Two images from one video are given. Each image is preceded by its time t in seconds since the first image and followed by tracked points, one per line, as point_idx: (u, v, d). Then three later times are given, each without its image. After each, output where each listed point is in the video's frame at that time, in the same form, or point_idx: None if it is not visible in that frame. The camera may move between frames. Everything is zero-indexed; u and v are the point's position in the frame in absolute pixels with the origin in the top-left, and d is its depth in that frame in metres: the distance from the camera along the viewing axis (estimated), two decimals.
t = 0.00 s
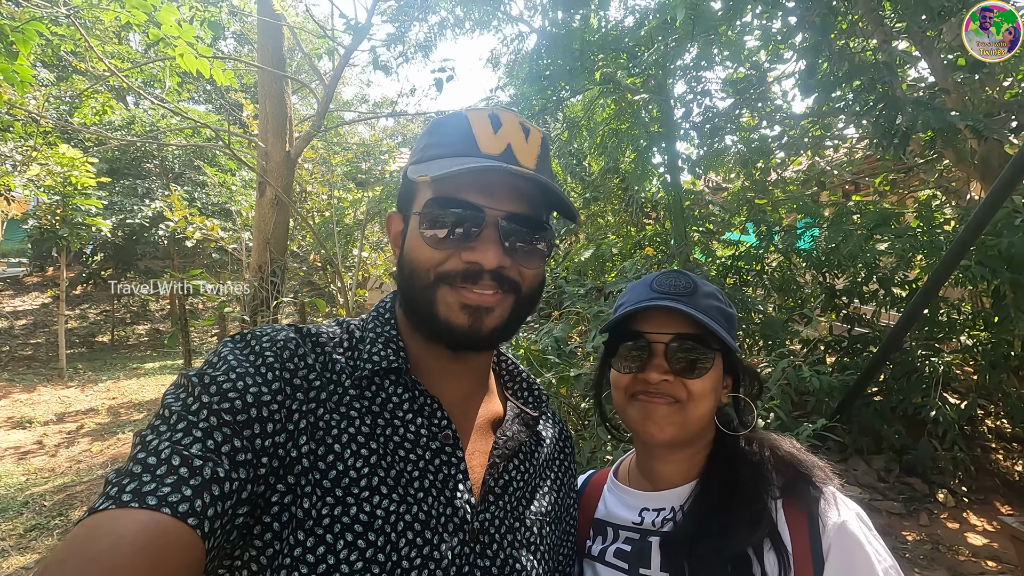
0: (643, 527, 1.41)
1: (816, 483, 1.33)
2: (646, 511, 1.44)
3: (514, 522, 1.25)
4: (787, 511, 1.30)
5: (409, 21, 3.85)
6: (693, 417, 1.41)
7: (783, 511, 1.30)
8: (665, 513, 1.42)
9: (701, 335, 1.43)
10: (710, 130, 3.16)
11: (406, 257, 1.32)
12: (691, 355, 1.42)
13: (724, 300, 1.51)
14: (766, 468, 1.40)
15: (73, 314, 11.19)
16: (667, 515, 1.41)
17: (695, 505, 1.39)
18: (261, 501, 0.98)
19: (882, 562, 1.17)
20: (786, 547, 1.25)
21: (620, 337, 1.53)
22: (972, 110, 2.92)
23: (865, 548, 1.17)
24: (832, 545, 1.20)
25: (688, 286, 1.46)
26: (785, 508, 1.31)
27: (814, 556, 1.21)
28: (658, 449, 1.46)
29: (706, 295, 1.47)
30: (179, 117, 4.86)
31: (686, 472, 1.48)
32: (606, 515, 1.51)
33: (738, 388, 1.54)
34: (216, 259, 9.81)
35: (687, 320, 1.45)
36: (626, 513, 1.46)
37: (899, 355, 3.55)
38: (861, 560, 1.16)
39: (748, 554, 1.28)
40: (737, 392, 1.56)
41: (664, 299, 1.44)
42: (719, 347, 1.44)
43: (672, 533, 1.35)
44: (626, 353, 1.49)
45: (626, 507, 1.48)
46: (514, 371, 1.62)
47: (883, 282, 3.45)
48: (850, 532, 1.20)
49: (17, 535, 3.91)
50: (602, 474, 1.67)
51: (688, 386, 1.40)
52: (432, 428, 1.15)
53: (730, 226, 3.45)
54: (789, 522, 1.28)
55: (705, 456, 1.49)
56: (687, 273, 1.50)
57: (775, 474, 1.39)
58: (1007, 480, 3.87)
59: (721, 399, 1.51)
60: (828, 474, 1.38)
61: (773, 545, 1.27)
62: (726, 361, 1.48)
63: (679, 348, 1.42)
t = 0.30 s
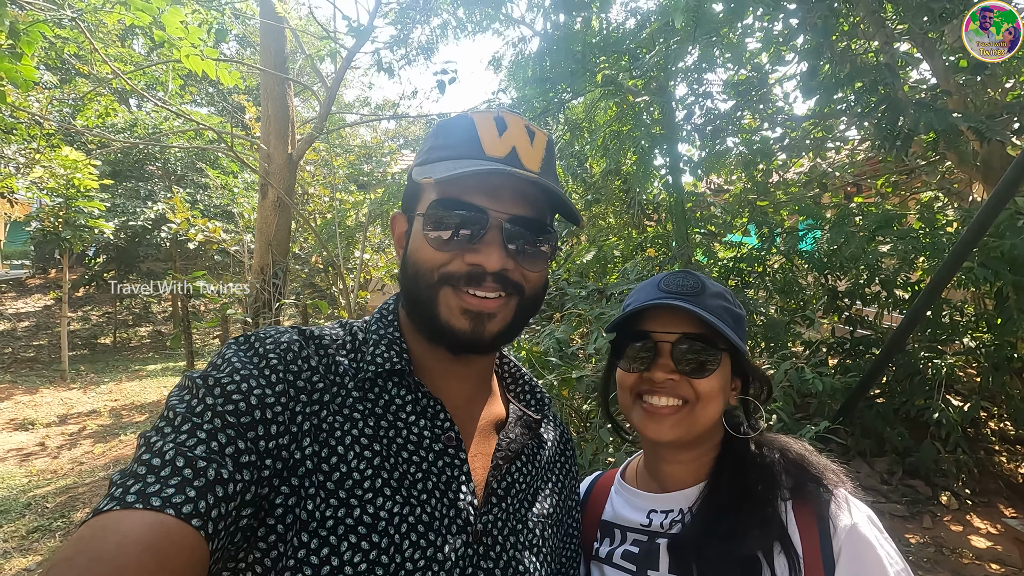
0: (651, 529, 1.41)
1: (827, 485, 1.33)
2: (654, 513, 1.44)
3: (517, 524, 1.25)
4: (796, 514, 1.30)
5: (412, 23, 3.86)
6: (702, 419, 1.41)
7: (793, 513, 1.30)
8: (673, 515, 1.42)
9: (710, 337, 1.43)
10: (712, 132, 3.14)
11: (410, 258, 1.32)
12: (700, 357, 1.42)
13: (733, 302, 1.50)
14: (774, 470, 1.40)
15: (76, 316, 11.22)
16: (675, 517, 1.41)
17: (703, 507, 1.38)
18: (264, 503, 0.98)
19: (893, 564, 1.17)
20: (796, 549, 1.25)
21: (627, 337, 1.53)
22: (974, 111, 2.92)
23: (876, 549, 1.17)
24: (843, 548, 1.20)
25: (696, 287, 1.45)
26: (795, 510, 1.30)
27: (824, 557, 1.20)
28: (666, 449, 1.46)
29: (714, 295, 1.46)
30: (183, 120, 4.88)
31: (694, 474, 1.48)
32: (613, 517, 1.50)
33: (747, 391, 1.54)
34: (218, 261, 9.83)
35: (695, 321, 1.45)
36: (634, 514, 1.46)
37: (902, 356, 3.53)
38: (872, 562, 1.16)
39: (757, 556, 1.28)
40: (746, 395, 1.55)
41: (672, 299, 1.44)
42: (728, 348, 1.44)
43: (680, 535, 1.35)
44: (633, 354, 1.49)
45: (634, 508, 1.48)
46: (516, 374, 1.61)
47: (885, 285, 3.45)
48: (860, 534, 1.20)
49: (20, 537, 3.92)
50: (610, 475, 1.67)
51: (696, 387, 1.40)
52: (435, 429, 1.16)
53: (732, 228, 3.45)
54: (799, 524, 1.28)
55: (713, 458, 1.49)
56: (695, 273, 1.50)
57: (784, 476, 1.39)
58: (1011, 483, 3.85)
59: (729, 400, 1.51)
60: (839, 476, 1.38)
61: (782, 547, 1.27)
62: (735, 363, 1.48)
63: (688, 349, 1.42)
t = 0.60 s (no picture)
0: (663, 532, 1.41)
1: (840, 488, 1.33)
2: (666, 517, 1.44)
3: (524, 525, 1.25)
4: (810, 518, 1.30)
5: (415, 26, 3.88)
6: (713, 419, 1.41)
7: (807, 517, 1.31)
8: (686, 519, 1.42)
9: (720, 337, 1.42)
10: (716, 134, 3.15)
11: (419, 261, 1.32)
12: (713, 359, 1.41)
13: (743, 303, 1.49)
14: (784, 474, 1.40)
15: (80, 318, 11.24)
16: (687, 521, 1.42)
17: (715, 510, 1.38)
18: (274, 506, 0.98)
19: (909, 570, 1.18)
20: (810, 553, 1.25)
21: (637, 338, 1.53)
22: (978, 113, 2.92)
23: (892, 556, 1.17)
24: (858, 553, 1.21)
25: (705, 289, 1.45)
26: (810, 514, 1.30)
27: (839, 561, 1.21)
28: (677, 451, 1.46)
29: (725, 297, 1.46)
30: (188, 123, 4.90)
31: (706, 477, 1.47)
32: (625, 520, 1.51)
33: (760, 394, 1.54)
34: (221, 263, 9.85)
35: (704, 321, 1.45)
36: (646, 518, 1.47)
37: (906, 358, 3.52)
38: (888, 567, 1.16)
39: (770, 560, 1.27)
40: (758, 398, 1.55)
41: (682, 299, 1.44)
42: (739, 348, 1.44)
43: (693, 541, 1.35)
44: (644, 357, 1.49)
45: (646, 512, 1.48)
46: (521, 375, 1.62)
47: (889, 287, 3.44)
48: (876, 540, 1.21)
49: (24, 538, 3.93)
50: (620, 478, 1.68)
51: (706, 386, 1.40)
52: (442, 432, 1.16)
53: (735, 230, 3.47)
54: (814, 528, 1.28)
55: (726, 462, 1.48)
56: (705, 275, 1.49)
57: (796, 480, 1.39)
58: (1016, 486, 3.83)
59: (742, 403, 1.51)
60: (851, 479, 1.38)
61: (796, 552, 1.26)
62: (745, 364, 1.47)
63: (701, 352, 1.42)
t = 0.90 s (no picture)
0: (660, 541, 1.41)
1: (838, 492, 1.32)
2: (663, 526, 1.43)
3: (520, 528, 1.25)
4: (807, 524, 1.29)
5: (417, 28, 3.87)
6: (712, 413, 1.40)
7: (804, 523, 1.29)
8: (684, 528, 1.42)
9: (718, 332, 1.43)
10: (717, 135, 3.16)
11: (417, 265, 1.32)
12: (710, 353, 1.42)
13: (738, 302, 1.51)
14: (780, 478, 1.40)
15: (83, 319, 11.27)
16: (685, 529, 1.41)
17: (714, 516, 1.38)
18: (265, 511, 1.01)
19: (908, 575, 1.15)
20: (806, 559, 1.24)
21: (635, 338, 1.53)
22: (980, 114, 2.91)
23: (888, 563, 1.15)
24: (853, 560, 1.19)
25: (702, 288, 1.47)
26: (806, 518, 1.30)
27: (835, 566, 1.20)
28: (673, 450, 1.45)
29: (720, 297, 1.47)
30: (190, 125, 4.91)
31: (703, 480, 1.47)
32: (621, 528, 1.50)
33: (758, 396, 1.54)
34: (223, 265, 9.85)
35: (702, 317, 1.46)
36: (643, 527, 1.46)
37: (909, 360, 3.50)
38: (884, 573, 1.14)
39: (767, 565, 1.26)
40: (757, 400, 1.55)
41: (681, 293, 1.46)
42: (736, 340, 1.45)
43: (691, 548, 1.34)
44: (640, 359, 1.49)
45: (643, 521, 1.47)
46: (516, 378, 1.61)
47: (892, 288, 3.45)
48: (874, 547, 1.18)
49: (27, 539, 3.94)
50: (617, 483, 1.67)
51: (703, 378, 1.40)
52: (437, 435, 1.16)
53: (737, 231, 3.46)
54: (810, 535, 1.27)
55: (723, 465, 1.48)
56: (700, 279, 1.51)
57: (792, 485, 1.39)
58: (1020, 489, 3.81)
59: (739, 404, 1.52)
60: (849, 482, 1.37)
61: (792, 558, 1.26)
62: (743, 361, 1.48)
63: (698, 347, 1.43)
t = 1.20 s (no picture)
0: (654, 550, 1.41)
1: (837, 504, 1.30)
2: (658, 536, 1.43)
3: (515, 532, 1.26)
4: (800, 532, 1.29)
5: (419, 30, 3.88)
6: (707, 418, 1.39)
7: (797, 532, 1.29)
8: (679, 538, 1.41)
9: (715, 336, 1.43)
10: (719, 136, 3.16)
11: (410, 266, 1.33)
12: (706, 356, 1.41)
13: (738, 306, 1.51)
14: (777, 486, 1.39)
15: (86, 320, 11.31)
16: (680, 540, 1.40)
17: (710, 525, 1.37)
18: (255, 518, 1.02)
19: None
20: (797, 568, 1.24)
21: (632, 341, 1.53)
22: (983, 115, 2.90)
23: None
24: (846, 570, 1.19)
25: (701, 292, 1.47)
26: (800, 526, 1.30)
27: None
28: (668, 456, 1.45)
29: (719, 301, 1.47)
30: (193, 127, 4.92)
31: (699, 488, 1.46)
32: (616, 533, 1.50)
33: (759, 404, 1.54)
34: (226, 266, 9.86)
35: (699, 320, 1.45)
36: (638, 534, 1.45)
37: (912, 363, 3.49)
38: None
39: None
40: (757, 408, 1.54)
41: (676, 297, 1.45)
42: (733, 345, 1.44)
43: (685, 557, 1.35)
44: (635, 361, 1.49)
45: (638, 529, 1.47)
46: (508, 380, 1.63)
47: (895, 289, 3.43)
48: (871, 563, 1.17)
49: (30, 540, 3.95)
50: (614, 486, 1.66)
51: (699, 384, 1.39)
52: (431, 438, 1.19)
53: (739, 232, 3.44)
54: (802, 543, 1.27)
55: (720, 474, 1.47)
56: (701, 282, 1.52)
57: (788, 493, 1.38)
58: None
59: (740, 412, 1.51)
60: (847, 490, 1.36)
61: (785, 571, 1.25)
62: (741, 366, 1.48)
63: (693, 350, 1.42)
